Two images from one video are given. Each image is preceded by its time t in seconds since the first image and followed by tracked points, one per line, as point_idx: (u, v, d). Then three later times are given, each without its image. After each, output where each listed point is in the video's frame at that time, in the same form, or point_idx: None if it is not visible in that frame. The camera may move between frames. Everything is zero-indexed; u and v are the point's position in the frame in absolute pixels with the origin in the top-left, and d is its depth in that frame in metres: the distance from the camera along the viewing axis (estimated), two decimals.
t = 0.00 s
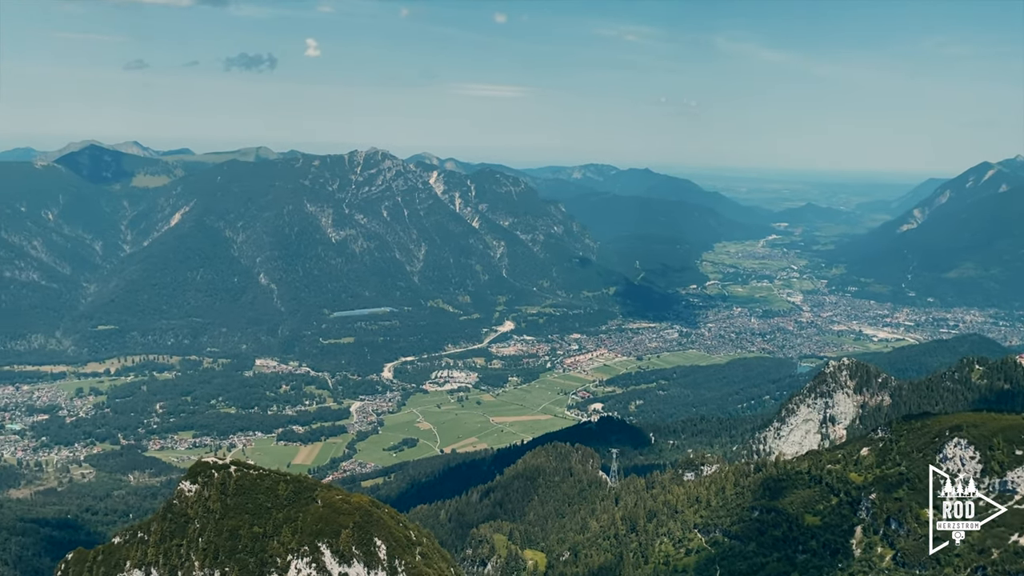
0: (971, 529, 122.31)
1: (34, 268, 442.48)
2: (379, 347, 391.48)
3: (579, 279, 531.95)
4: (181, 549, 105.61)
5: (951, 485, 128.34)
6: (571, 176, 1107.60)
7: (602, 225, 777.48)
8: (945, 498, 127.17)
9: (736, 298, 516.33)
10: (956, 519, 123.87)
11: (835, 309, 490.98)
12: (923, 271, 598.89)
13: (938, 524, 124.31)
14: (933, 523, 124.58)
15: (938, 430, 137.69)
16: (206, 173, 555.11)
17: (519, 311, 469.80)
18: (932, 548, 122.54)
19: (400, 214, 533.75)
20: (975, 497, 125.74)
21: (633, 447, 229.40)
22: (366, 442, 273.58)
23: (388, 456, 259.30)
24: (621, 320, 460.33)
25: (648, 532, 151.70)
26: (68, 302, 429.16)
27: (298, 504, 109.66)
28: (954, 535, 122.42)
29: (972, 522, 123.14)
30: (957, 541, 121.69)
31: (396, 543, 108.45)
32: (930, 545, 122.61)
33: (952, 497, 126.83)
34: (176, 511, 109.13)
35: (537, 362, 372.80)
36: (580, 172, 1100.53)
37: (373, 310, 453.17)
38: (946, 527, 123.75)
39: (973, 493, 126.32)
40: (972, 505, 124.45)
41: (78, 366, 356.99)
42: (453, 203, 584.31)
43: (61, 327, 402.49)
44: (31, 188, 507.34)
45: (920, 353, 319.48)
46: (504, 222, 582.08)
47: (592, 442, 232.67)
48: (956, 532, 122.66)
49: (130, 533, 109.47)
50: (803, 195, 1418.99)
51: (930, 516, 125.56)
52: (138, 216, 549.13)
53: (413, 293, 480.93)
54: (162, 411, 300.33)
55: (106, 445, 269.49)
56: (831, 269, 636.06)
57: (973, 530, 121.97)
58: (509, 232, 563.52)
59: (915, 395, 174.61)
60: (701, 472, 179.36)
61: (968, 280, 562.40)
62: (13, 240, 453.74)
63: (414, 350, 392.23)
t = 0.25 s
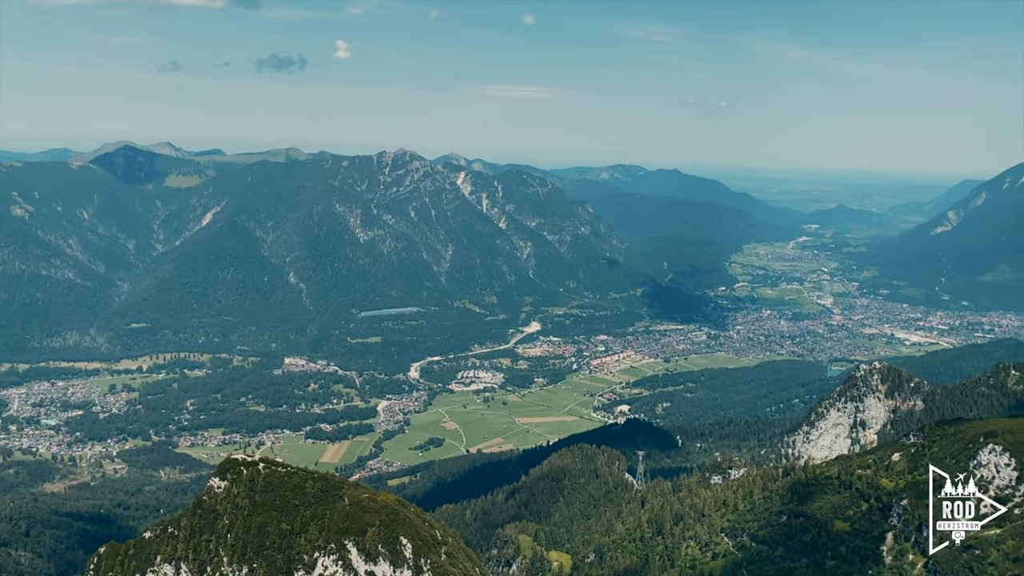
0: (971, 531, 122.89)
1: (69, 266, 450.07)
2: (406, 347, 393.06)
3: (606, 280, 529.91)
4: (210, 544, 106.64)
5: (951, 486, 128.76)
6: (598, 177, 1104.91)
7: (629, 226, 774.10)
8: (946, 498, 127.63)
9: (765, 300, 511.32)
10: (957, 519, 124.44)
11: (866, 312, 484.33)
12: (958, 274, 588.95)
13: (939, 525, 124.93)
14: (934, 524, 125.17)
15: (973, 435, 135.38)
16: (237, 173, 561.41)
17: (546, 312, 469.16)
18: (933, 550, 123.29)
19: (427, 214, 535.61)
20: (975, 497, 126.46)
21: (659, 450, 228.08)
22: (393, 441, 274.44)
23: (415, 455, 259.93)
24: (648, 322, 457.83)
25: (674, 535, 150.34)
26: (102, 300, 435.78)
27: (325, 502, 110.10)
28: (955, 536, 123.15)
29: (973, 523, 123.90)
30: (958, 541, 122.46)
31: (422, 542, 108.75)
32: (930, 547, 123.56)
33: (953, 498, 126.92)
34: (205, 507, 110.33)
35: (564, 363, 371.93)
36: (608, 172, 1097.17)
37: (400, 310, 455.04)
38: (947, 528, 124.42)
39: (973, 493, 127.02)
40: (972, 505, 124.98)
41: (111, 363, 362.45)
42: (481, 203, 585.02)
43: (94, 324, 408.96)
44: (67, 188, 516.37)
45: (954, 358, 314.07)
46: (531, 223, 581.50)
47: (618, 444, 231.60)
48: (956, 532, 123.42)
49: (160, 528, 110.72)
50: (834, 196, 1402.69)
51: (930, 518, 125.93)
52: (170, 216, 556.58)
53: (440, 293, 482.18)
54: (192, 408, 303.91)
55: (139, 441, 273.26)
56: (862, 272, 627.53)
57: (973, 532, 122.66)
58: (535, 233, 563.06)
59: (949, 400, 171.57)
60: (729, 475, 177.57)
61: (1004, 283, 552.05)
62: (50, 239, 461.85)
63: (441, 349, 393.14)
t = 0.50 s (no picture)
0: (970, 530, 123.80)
1: (99, 264, 456.07)
2: (429, 347, 393.93)
3: (629, 281, 527.59)
4: (235, 541, 107.24)
5: (951, 486, 130.73)
6: (623, 177, 1101.59)
7: (654, 227, 770.19)
8: (946, 498, 129.35)
9: (791, 302, 506.40)
10: (957, 519, 125.89)
11: (894, 315, 478.09)
12: (989, 277, 579.76)
13: (938, 525, 126.62)
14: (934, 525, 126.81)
15: (1003, 440, 133.82)
16: (263, 174, 565.99)
17: (569, 312, 468.08)
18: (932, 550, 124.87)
19: (451, 214, 536.60)
20: (975, 496, 127.82)
21: (683, 452, 226.32)
22: (415, 440, 274.78)
23: (437, 455, 260.15)
24: (672, 323, 455.18)
25: (697, 538, 149.10)
26: (131, 298, 440.83)
27: (348, 500, 110.53)
28: (954, 536, 124.50)
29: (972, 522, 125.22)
30: (957, 541, 123.79)
31: (444, 541, 108.76)
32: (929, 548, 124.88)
33: (953, 499, 128.92)
34: (230, 504, 111.01)
35: (587, 364, 370.71)
36: (633, 173, 1092.31)
37: (423, 310, 456.08)
38: (946, 528, 125.97)
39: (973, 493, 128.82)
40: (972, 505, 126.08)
41: (139, 360, 366.77)
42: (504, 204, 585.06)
43: (123, 321, 414.07)
44: (97, 188, 523.48)
45: (984, 362, 308.97)
46: (555, 224, 580.31)
47: (641, 445, 230.26)
48: (956, 532, 124.84)
49: (186, 524, 111.62)
50: (862, 197, 1386.36)
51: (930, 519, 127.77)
52: (198, 216, 562.26)
53: (463, 293, 482.60)
54: (218, 406, 306.69)
55: (165, 437, 276.22)
56: (891, 274, 619.45)
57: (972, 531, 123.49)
58: (559, 234, 562.02)
59: (979, 405, 168.39)
60: (753, 479, 176.02)
61: None
62: (80, 238, 468.39)
63: (463, 349, 393.44)
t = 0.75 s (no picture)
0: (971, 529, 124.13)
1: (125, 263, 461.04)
2: (450, 347, 394.37)
3: (651, 282, 525.22)
4: (256, 539, 107.88)
5: (951, 487, 134.18)
6: (644, 178, 1099.04)
7: (675, 228, 766.98)
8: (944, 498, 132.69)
9: (814, 305, 501.80)
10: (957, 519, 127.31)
11: (920, 318, 472.36)
12: (1016, 280, 571.48)
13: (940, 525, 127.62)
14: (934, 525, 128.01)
15: None
16: (285, 174, 570.09)
17: (589, 313, 466.96)
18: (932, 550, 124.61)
19: (472, 215, 537.11)
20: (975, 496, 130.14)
21: (704, 454, 224.71)
22: (435, 440, 275.20)
23: (457, 455, 260.33)
24: (693, 325, 452.64)
25: (718, 541, 147.95)
26: (156, 296, 445.16)
27: (369, 499, 110.84)
28: (954, 535, 124.92)
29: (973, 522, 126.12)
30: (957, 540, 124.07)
31: (463, 541, 108.70)
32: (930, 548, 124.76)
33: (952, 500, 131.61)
34: (252, 501, 111.78)
35: (607, 366, 369.36)
36: (655, 173, 1089.97)
37: (443, 310, 456.99)
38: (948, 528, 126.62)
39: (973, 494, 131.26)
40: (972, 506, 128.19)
41: (163, 358, 370.66)
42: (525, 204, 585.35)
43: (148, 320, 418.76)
44: (124, 187, 529.45)
45: (1011, 366, 304.17)
46: (575, 225, 579.58)
47: (661, 448, 229.18)
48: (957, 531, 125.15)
49: (209, 520, 112.55)
50: (886, 199, 1372.87)
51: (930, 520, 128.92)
52: (222, 216, 567.13)
53: (483, 294, 482.84)
54: (241, 404, 308.95)
55: (189, 435, 278.59)
56: (916, 277, 612.08)
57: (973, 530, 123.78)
58: (580, 234, 560.98)
59: (1007, 408, 165.19)
60: (775, 482, 174.59)
61: None
62: (106, 237, 473.92)
63: (484, 350, 393.62)
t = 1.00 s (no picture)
0: (971, 530, 123.90)
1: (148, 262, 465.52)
2: (468, 347, 394.66)
3: (670, 283, 522.80)
4: (276, 537, 108.39)
5: (951, 485, 134.85)
6: (664, 179, 1094.62)
7: (695, 229, 763.45)
8: (944, 497, 133.14)
9: (835, 306, 497.36)
10: (955, 518, 127.60)
11: (944, 321, 466.80)
12: None
13: (938, 524, 128.06)
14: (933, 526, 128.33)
15: None
16: (306, 175, 573.18)
17: (608, 314, 465.47)
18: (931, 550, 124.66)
19: (491, 215, 537.09)
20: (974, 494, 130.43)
21: (723, 457, 222.94)
22: (453, 440, 275.26)
23: (475, 455, 260.23)
24: (713, 327, 449.83)
25: (737, 543, 146.97)
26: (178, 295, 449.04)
27: (387, 498, 110.78)
28: (954, 534, 124.83)
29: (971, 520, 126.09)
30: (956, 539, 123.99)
31: (482, 541, 108.52)
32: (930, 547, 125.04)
33: (953, 499, 131.72)
34: (272, 499, 112.35)
35: (626, 367, 367.97)
36: (675, 173, 1086.74)
37: (462, 310, 457.34)
38: (947, 528, 126.80)
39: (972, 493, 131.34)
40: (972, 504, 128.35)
41: (184, 356, 373.74)
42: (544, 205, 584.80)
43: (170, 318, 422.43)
44: (147, 187, 534.56)
45: None
46: (594, 225, 578.15)
47: (680, 450, 227.81)
48: (955, 531, 125.19)
49: (229, 518, 113.08)
50: (909, 200, 1357.66)
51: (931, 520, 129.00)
52: (243, 216, 571.11)
53: (502, 294, 482.84)
54: (261, 403, 310.81)
55: (210, 433, 280.69)
56: (940, 278, 605.02)
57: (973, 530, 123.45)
58: (599, 235, 559.56)
59: None
60: (795, 485, 172.82)
61: None
62: (130, 236, 478.74)
63: (502, 350, 393.45)
